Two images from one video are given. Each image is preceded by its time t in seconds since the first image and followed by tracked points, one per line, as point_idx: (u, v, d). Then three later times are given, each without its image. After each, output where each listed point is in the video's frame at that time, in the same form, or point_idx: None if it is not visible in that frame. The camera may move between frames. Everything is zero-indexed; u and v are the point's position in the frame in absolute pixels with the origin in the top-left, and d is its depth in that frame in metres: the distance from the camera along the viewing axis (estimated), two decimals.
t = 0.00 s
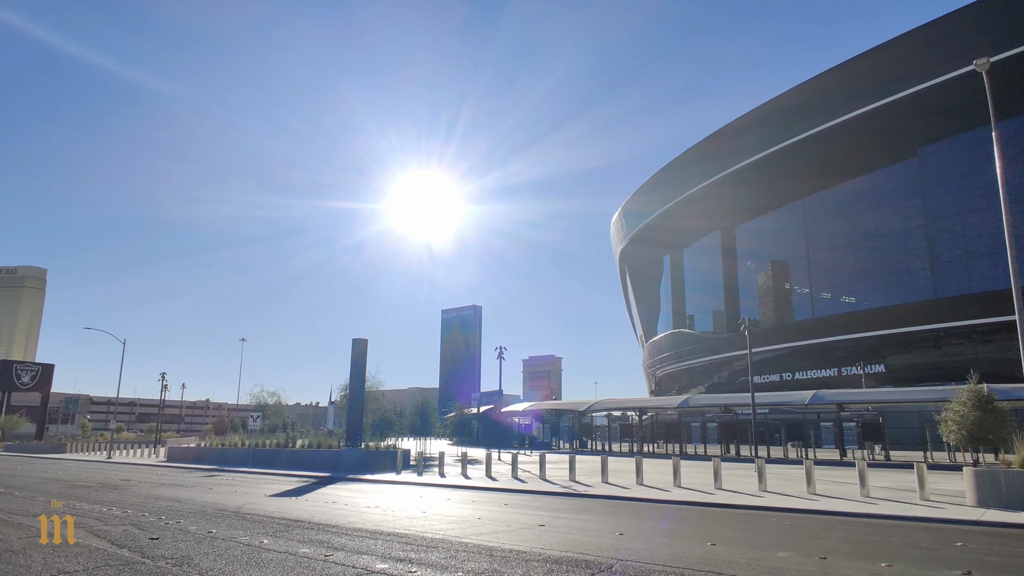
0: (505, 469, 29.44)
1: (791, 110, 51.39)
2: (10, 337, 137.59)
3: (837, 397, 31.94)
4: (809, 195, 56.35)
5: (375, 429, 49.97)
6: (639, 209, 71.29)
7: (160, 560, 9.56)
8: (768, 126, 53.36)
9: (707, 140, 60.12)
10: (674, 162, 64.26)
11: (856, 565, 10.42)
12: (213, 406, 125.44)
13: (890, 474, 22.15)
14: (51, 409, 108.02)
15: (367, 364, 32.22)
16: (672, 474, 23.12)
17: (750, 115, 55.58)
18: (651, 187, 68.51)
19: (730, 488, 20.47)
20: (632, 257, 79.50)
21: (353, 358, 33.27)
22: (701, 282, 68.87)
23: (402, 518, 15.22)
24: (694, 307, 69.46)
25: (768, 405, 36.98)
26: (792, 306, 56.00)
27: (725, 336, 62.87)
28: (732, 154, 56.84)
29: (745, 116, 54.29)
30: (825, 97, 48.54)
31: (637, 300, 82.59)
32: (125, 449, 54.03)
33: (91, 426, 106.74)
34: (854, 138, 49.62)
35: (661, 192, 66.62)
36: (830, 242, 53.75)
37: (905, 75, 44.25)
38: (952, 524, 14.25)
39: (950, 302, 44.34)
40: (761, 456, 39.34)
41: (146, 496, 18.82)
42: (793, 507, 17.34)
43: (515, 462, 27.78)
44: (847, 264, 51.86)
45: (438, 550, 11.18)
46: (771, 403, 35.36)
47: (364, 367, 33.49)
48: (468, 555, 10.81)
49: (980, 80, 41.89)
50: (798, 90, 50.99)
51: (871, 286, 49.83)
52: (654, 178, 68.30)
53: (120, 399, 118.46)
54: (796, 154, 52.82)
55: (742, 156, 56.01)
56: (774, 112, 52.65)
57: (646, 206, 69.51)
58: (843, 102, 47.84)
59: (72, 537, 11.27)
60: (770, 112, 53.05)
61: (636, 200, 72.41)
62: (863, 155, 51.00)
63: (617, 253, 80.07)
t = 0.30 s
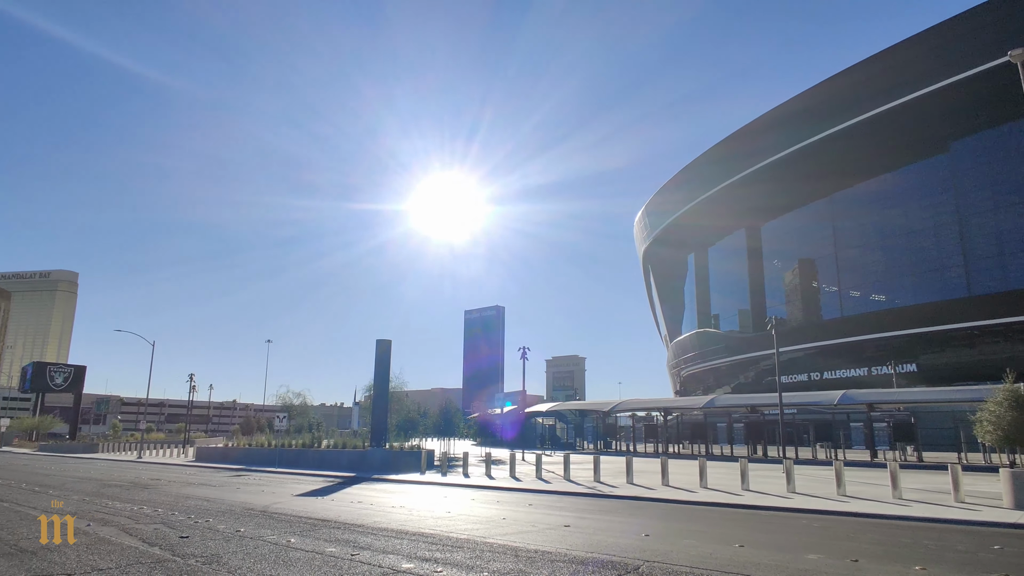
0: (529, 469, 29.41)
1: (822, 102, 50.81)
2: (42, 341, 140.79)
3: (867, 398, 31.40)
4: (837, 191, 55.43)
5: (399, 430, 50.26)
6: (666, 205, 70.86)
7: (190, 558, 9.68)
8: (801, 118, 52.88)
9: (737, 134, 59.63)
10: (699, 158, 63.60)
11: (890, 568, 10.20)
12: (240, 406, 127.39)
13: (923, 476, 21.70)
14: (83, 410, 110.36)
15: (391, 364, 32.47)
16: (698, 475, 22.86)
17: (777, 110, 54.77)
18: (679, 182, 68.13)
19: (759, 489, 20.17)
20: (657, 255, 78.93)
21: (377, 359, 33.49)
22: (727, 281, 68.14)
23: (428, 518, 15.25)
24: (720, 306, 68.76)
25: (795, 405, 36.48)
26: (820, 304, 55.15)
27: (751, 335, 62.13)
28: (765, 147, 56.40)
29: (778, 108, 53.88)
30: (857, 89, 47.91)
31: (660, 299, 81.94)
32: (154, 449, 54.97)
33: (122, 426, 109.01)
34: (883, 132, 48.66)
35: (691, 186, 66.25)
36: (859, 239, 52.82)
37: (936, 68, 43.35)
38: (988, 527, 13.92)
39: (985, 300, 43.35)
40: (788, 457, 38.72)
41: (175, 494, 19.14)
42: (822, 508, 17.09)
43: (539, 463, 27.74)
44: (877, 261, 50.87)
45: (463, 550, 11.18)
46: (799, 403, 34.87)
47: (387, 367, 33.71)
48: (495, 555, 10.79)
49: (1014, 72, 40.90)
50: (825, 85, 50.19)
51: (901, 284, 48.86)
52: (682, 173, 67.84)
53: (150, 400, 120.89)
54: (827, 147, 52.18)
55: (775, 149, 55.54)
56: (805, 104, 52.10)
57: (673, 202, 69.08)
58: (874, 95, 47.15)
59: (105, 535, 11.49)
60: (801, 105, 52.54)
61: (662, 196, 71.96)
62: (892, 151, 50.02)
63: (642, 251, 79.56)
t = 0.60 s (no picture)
0: (550, 470, 29.36)
1: (846, 97, 50.10)
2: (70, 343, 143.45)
3: (893, 398, 30.93)
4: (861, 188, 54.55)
5: (420, 430, 50.48)
6: (688, 202, 70.38)
7: (216, 557, 9.79)
8: (824, 113, 52.21)
9: (759, 130, 58.97)
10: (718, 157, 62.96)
11: (918, 570, 10.02)
12: (262, 408, 128.90)
13: (952, 477, 21.30)
14: (110, 411, 112.23)
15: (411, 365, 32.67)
16: (721, 476, 22.64)
17: (800, 106, 54.02)
18: (701, 179, 67.61)
19: (783, 490, 19.93)
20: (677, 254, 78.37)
21: (397, 359, 33.67)
22: (748, 279, 67.45)
23: (450, 518, 15.27)
24: (742, 305, 68.07)
25: (819, 405, 36.01)
26: (844, 303, 54.37)
27: (774, 334, 61.44)
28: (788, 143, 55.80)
29: (801, 102, 53.26)
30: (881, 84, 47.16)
31: (680, 298, 81.32)
32: (179, 449, 55.69)
33: (147, 427, 110.82)
34: (910, 126, 47.73)
35: (713, 183, 65.73)
36: (882, 235, 51.94)
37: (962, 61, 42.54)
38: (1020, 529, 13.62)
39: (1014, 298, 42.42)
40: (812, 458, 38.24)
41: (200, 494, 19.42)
42: (848, 509, 16.84)
43: (560, 463, 27.67)
44: (901, 257, 49.95)
45: (485, 550, 11.18)
46: (823, 403, 34.42)
47: (408, 368, 33.86)
48: (516, 556, 10.77)
49: None
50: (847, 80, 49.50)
51: (927, 281, 47.98)
52: (702, 171, 67.26)
53: (175, 401, 122.84)
54: (851, 142, 51.41)
55: (799, 144, 54.94)
56: (828, 100, 51.39)
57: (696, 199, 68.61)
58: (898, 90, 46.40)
59: (132, 535, 11.66)
60: (824, 100, 51.85)
61: (684, 194, 71.41)
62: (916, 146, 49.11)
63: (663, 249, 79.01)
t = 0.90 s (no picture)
0: (569, 470, 29.21)
1: (871, 90, 49.31)
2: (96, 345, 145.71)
3: (920, 398, 30.37)
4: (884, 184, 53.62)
5: (440, 431, 50.61)
6: (710, 200, 69.75)
7: (238, 556, 9.85)
8: (851, 107, 51.39)
9: (780, 127, 58.18)
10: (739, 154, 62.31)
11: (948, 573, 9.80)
12: (283, 408, 130.14)
13: (982, 478, 20.84)
14: (135, 411, 113.93)
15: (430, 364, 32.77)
16: (744, 477, 22.36)
17: (822, 102, 53.29)
18: (723, 176, 66.98)
19: (806, 491, 19.62)
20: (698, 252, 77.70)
21: (416, 360, 33.74)
22: (771, 278, 66.65)
23: (470, 518, 15.22)
24: (763, 304, 67.31)
25: (844, 405, 35.48)
26: (868, 301, 53.56)
27: (797, 333, 60.66)
28: (813, 138, 55.11)
29: (824, 97, 52.52)
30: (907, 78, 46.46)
31: (701, 298, 80.62)
32: (203, 449, 56.35)
33: (171, 427, 112.37)
34: (933, 121, 46.95)
35: (735, 180, 65.08)
36: (907, 233, 50.95)
37: (988, 53, 41.73)
38: None
39: None
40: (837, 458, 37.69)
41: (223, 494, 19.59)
42: (874, 511, 16.55)
43: (579, 464, 27.56)
44: (926, 254, 49.03)
45: (506, 551, 11.13)
46: (847, 403, 33.92)
47: (427, 367, 33.92)
48: (537, 556, 10.71)
49: None
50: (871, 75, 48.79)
51: (955, 278, 47.01)
52: (723, 169, 66.58)
53: (197, 402, 124.51)
54: (875, 137, 50.60)
55: (823, 139, 54.20)
56: (853, 95, 50.67)
57: (718, 196, 67.99)
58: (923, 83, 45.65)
59: (157, 534, 11.79)
60: (848, 95, 51.11)
61: (704, 192, 70.79)
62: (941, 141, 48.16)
63: (683, 248, 78.37)
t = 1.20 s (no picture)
0: (588, 471, 29.11)
1: (893, 86, 48.62)
2: (119, 346, 147.99)
3: (945, 398, 29.88)
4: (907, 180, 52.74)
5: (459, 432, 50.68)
6: (728, 199, 69.11)
7: (259, 555, 9.95)
8: (873, 104, 50.66)
9: (799, 124, 57.44)
10: (757, 152, 61.64)
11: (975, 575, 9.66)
12: (302, 409, 131.28)
13: (1010, 479, 20.44)
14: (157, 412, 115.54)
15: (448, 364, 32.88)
16: (765, 478, 22.13)
17: (842, 99, 52.54)
18: (741, 175, 66.33)
19: (829, 492, 19.39)
20: (717, 252, 77.05)
21: (434, 360, 33.85)
22: (791, 277, 65.90)
23: (489, 519, 15.23)
24: (784, 303, 66.58)
25: (866, 405, 35.01)
26: (891, 300, 52.76)
27: (818, 332, 59.94)
28: (833, 135, 54.41)
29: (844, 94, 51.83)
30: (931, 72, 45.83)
31: (720, 298, 79.90)
32: (224, 450, 56.95)
33: (193, 427, 113.97)
34: (957, 113, 46.23)
35: (753, 178, 64.42)
36: (931, 230, 50.09)
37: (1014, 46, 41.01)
38: None
39: None
40: (860, 459, 37.21)
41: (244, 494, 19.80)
42: (899, 512, 16.31)
43: (598, 465, 27.46)
44: (952, 251, 48.17)
45: (526, 551, 11.13)
46: (870, 403, 33.46)
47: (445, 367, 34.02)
48: (558, 557, 10.70)
49: None
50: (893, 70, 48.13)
51: (981, 276, 46.14)
52: (741, 168, 65.92)
53: (218, 402, 126.13)
54: (897, 133, 49.83)
55: (844, 135, 53.46)
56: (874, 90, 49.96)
57: (737, 195, 67.32)
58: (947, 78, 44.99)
59: (179, 533, 11.94)
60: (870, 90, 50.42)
61: (722, 191, 70.15)
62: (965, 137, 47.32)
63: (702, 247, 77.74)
